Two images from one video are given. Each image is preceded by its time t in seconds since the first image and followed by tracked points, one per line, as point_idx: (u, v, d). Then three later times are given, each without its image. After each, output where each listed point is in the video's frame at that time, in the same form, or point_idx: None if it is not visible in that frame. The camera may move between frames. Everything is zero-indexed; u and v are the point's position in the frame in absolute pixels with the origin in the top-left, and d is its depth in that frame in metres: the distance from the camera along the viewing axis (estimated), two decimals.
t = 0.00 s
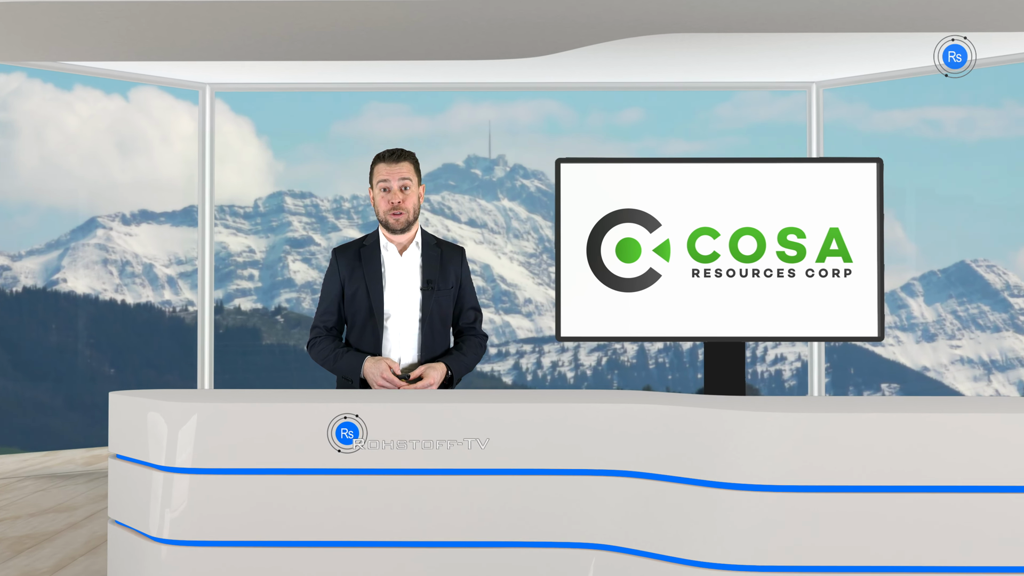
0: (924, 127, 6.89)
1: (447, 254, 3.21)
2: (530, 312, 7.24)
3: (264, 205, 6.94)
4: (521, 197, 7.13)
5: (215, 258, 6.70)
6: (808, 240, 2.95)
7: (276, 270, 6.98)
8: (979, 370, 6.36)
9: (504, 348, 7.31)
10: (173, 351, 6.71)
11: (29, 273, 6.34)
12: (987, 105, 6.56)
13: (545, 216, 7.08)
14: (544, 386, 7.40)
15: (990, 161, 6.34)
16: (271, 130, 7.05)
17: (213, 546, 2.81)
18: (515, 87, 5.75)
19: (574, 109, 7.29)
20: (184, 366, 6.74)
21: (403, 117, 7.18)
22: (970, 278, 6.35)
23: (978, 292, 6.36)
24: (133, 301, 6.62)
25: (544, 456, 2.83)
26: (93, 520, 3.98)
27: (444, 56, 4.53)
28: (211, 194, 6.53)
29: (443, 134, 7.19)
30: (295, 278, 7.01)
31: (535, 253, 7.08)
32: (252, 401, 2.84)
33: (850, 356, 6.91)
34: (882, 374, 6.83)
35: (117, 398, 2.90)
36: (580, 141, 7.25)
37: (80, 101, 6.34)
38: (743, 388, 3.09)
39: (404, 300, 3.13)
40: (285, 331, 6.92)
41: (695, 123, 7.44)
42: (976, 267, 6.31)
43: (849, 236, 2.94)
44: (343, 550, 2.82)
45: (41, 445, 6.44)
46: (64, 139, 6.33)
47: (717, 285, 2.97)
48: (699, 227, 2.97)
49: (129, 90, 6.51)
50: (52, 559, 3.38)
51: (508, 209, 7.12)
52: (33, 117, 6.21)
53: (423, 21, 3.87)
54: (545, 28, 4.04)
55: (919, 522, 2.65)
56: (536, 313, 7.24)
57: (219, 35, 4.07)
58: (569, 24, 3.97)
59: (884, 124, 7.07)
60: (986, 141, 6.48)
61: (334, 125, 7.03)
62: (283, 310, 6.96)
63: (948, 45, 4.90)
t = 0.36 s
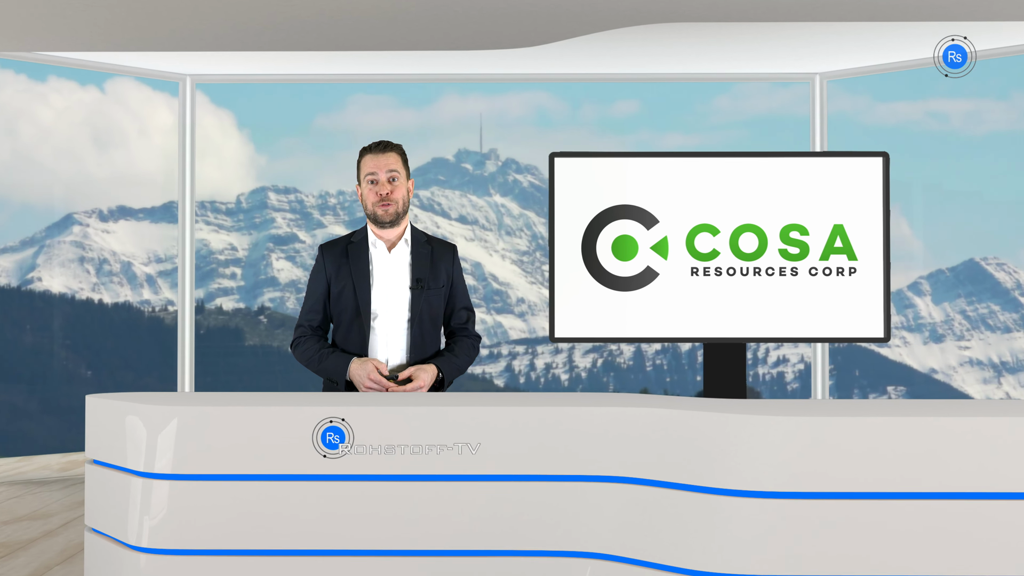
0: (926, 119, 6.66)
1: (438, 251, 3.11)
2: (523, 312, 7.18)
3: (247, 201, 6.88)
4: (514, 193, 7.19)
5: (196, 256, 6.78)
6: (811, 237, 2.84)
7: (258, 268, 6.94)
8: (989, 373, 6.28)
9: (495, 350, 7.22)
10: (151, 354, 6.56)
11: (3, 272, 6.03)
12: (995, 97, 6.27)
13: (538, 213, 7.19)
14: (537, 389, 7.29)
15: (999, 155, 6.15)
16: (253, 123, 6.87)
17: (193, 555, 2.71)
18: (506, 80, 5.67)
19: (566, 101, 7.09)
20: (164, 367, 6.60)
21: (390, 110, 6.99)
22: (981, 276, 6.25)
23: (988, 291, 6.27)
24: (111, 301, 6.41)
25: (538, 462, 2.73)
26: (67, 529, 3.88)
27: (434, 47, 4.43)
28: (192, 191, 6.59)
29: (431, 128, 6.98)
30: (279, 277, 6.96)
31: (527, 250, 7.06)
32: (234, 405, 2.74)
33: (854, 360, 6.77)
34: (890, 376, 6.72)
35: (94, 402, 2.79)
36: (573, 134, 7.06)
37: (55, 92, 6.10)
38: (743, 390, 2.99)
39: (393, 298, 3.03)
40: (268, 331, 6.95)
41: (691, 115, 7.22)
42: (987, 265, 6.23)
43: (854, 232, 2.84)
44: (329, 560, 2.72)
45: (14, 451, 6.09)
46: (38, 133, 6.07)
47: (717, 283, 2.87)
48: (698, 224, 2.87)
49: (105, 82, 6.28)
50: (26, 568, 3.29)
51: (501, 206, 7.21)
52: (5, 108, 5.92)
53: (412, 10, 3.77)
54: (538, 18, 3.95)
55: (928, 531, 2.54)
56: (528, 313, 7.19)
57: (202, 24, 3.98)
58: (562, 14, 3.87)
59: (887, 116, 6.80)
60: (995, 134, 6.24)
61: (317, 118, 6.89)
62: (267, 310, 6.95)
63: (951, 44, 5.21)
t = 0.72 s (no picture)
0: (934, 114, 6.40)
1: (428, 248, 3.02)
2: (515, 311, 7.02)
3: (229, 196, 6.72)
4: (506, 187, 6.96)
5: (176, 253, 6.60)
6: (814, 234, 2.75)
7: (241, 267, 6.76)
8: (1000, 375, 6.18)
9: (486, 351, 7.03)
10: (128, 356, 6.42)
11: None
12: (1005, 90, 6.05)
13: (531, 209, 6.95)
14: (529, 391, 7.07)
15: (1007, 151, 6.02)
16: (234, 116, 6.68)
17: (173, 564, 2.61)
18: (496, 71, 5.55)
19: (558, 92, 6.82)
20: (141, 370, 6.46)
21: (373, 102, 6.74)
22: (989, 275, 6.14)
23: (998, 290, 6.14)
24: (88, 299, 6.25)
25: (531, 467, 2.63)
26: (42, 536, 3.78)
27: (423, 36, 4.33)
28: (171, 185, 6.49)
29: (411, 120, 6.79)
30: (262, 275, 6.79)
31: (520, 248, 6.94)
32: (215, 408, 2.64)
33: (859, 361, 6.68)
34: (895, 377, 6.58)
35: (70, 405, 2.69)
36: (566, 127, 6.82)
37: (27, 83, 5.91)
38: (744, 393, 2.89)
39: (382, 296, 2.93)
40: (250, 332, 6.80)
41: (688, 108, 6.94)
42: (995, 263, 6.12)
43: (859, 229, 2.74)
44: (314, 569, 2.63)
45: None
46: (10, 124, 5.85)
47: (717, 282, 2.77)
48: (697, 221, 2.76)
49: (79, 73, 6.12)
50: None
51: (493, 201, 6.97)
52: None
53: None
54: (531, 6, 3.85)
55: (937, 540, 2.44)
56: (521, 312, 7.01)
57: (184, 11, 3.88)
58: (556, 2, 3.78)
59: (892, 109, 6.49)
60: (1003, 129, 6.07)
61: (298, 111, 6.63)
62: (249, 310, 6.78)
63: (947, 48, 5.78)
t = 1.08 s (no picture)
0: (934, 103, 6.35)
1: (419, 246, 2.93)
2: (508, 311, 6.99)
3: (209, 192, 6.55)
4: (497, 183, 6.79)
5: (155, 251, 6.34)
6: (818, 232, 2.65)
7: (223, 265, 6.58)
8: (1010, 378, 5.91)
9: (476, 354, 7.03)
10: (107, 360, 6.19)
11: None
12: (1011, 81, 6.02)
13: (523, 205, 6.93)
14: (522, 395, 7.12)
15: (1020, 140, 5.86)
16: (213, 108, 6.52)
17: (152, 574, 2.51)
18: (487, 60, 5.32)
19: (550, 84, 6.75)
20: (120, 374, 6.22)
21: (359, 94, 6.66)
22: (999, 274, 5.93)
23: (1008, 290, 5.97)
24: (63, 299, 6.02)
25: (525, 473, 2.53)
26: (17, 545, 3.69)
27: (410, 25, 4.24)
28: (150, 180, 6.20)
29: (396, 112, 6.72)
30: (244, 274, 6.63)
31: (512, 246, 6.84)
32: (196, 411, 2.55)
33: (864, 363, 6.55)
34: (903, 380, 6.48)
35: (45, 408, 2.60)
36: (556, 118, 6.74)
37: None
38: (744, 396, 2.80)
39: (370, 295, 2.82)
40: (232, 333, 6.64)
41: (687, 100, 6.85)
42: (1006, 261, 5.91)
43: (864, 225, 2.64)
44: None
45: None
46: None
47: (716, 283, 2.68)
48: (697, 217, 2.67)
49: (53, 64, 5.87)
50: None
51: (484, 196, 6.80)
52: None
53: None
54: None
55: (947, 548, 2.35)
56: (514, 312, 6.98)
57: None
58: None
59: (894, 101, 6.47)
60: (1011, 121, 5.93)
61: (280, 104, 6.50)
62: (231, 310, 6.61)
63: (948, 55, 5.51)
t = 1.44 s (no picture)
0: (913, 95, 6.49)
1: (407, 244, 2.83)
2: (499, 311, 7.06)
3: (190, 187, 6.75)
4: (488, 178, 7.02)
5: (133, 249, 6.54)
6: (819, 228, 2.64)
7: (204, 264, 6.80)
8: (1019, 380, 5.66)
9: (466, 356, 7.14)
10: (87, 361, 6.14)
11: None
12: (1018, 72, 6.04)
13: (515, 201, 7.04)
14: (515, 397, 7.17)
15: None
16: (192, 102, 6.77)
17: None
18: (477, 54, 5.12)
19: (541, 78, 6.98)
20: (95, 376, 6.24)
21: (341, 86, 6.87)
22: (1008, 272, 5.67)
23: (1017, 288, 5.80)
24: (38, 298, 5.80)
25: (517, 480, 2.43)
26: None
27: (395, 13, 4.16)
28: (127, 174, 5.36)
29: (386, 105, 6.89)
30: (227, 273, 6.87)
31: (503, 243, 6.95)
32: (177, 415, 2.46)
33: (870, 364, 6.63)
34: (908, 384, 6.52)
35: (21, 411, 2.51)
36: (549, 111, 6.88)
37: None
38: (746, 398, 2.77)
39: (356, 295, 2.73)
40: (214, 334, 6.93)
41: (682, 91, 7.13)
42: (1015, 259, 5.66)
43: (869, 223, 2.63)
44: None
45: None
46: None
47: (710, 282, 2.68)
48: (697, 216, 2.68)
49: (27, 55, 5.77)
50: None
51: (475, 193, 7.04)
52: None
53: None
54: None
55: (957, 557, 2.25)
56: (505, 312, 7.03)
57: None
58: None
59: (901, 92, 6.57)
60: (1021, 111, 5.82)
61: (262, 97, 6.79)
62: (212, 310, 6.88)
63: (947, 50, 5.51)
